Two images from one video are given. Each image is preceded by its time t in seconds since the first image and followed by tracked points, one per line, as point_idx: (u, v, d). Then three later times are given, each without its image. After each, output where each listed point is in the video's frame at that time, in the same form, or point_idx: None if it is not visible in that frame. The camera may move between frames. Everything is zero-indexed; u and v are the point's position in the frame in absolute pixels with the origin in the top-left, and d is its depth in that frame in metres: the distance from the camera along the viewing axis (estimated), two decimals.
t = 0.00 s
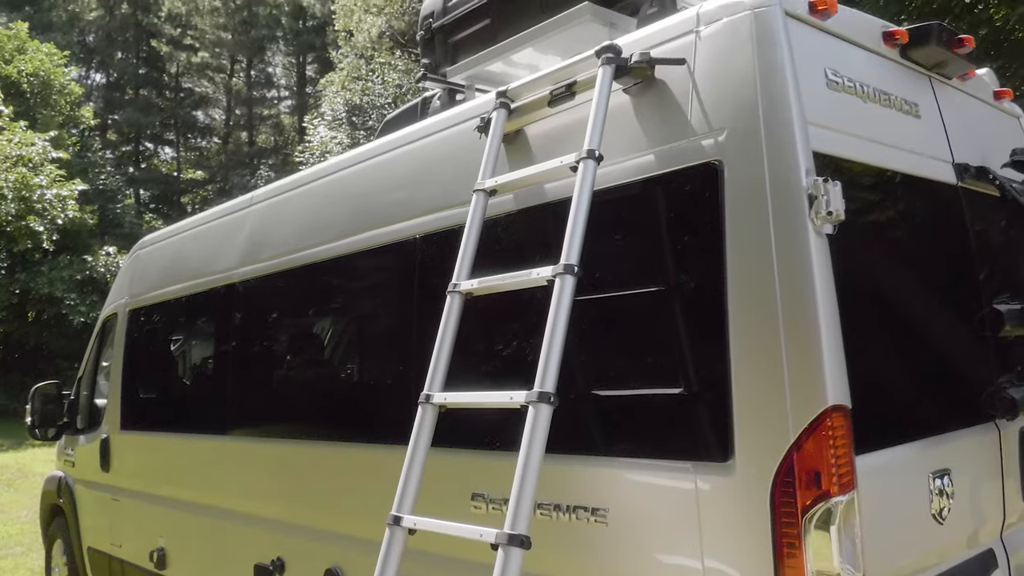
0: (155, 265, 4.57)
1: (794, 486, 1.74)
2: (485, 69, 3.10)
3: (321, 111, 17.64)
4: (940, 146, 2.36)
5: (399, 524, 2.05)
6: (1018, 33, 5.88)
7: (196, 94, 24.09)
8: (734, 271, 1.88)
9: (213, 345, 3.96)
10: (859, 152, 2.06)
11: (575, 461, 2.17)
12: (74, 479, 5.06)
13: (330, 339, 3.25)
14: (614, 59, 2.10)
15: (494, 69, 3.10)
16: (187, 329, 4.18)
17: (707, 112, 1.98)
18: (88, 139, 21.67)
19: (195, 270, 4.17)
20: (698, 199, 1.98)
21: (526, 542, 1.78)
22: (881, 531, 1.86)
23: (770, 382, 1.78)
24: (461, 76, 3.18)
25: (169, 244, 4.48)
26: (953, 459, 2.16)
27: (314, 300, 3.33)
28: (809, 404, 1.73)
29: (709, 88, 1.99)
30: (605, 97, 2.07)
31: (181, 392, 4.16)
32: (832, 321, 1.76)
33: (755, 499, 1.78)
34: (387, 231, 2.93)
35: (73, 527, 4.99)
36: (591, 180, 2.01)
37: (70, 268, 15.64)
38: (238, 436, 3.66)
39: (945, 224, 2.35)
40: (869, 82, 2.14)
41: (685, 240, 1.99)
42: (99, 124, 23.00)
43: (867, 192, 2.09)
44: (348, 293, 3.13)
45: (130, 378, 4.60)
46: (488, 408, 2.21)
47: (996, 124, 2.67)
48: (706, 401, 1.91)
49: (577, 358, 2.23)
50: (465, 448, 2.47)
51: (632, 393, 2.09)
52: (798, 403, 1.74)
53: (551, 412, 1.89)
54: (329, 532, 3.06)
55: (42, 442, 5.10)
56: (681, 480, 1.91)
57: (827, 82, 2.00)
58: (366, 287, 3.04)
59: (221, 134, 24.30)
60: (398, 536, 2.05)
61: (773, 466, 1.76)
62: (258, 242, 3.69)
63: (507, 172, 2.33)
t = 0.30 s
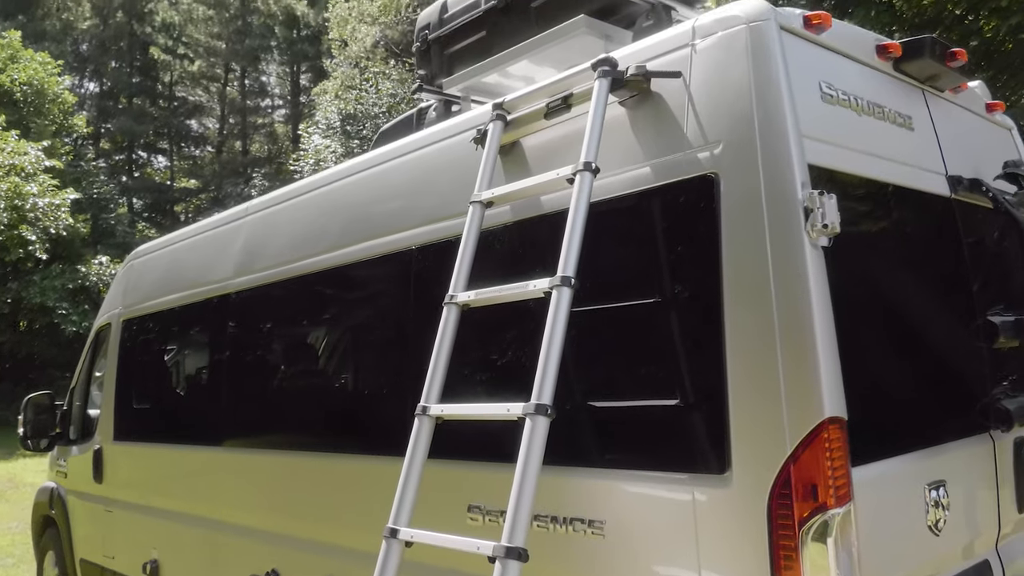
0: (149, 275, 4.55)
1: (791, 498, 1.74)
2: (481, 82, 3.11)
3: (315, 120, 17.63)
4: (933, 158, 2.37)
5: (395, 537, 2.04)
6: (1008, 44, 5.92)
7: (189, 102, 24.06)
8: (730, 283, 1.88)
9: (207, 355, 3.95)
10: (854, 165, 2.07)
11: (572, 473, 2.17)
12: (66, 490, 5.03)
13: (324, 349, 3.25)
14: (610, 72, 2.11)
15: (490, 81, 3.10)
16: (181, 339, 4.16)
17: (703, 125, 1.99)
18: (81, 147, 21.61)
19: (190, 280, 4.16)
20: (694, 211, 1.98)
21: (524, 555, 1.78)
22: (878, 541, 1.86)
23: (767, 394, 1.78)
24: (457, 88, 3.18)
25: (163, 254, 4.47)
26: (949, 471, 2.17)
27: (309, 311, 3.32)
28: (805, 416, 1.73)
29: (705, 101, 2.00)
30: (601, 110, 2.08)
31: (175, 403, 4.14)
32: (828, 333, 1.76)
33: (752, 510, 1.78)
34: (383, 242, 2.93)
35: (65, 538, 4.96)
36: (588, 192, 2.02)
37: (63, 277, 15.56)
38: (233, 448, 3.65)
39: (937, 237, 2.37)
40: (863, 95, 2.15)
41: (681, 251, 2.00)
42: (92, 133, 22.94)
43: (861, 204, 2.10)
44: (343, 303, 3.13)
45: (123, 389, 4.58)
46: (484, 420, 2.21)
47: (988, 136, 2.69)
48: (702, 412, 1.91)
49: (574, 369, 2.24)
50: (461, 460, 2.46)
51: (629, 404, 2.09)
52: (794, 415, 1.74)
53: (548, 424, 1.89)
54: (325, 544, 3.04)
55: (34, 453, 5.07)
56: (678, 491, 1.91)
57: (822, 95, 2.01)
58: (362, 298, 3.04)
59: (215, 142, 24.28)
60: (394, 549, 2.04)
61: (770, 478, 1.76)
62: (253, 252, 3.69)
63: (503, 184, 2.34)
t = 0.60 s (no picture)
0: (143, 286, 4.54)
1: (788, 511, 1.75)
2: (477, 94, 3.11)
3: (309, 129, 17.63)
4: (927, 172, 2.39)
5: (392, 550, 2.03)
6: (998, 56, 5.95)
7: (183, 112, 24.05)
8: (727, 294, 1.89)
9: (202, 367, 3.93)
10: (849, 178, 2.08)
11: (569, 486, 2.17)
12: (59, 502, 5.00)
13: (319, 359, 3.25)
14: (607, 86, 2.12)
15: (486, 93, 3.11)
16: (176, 351, 4.15)
17: (699, 138, 2.00)
18: (74, 157, 21.55)
19: (184, 291, 4.15)
20: (690, 224, 1.99)
21: (521, 569, 1.77)
22: (875, 555, 1.87)
23: (764, 407, 1.79)
24: (453, 100, 3.19)
25: (157, 265, 4.46)
26: (945, 483, 2.18)
27: (305, 322, 3.32)
28: (802, 430, 1.73)
29: (701, 115, 2.01)
30: (597, 124, 2.09)
31: (169, 414, 4.13)
32: (825, 347, 1.77)
33: (750, 523, 1.78)
34: (379, 253, 2.93)
35: (57, 551, 4.93)
36: (584, 205, 2.03)
37: (55, 287, 15.50)
38: (227, 460, 3.63)
39: (930, 251, 2.37)
40: (858, 109, 2.17)
41: (679, 264, 2.01)
42: (85, 142, 22.91)
43: (857, 218, 2.11)
44: (338, 315, 3.13)
45: (116, 400, 4.55)
46: (481, 433, 2.21)
47: (981, 150, 2.71)
48: (699, 426, 1.92)
49: (571, 382, 2.24)
50: (458, 472, 2.46)
51: (625, 417, 2.09)
52: (791, 428, 1.75)
53: (546, 437, 1.89)
54: (320, 558, 3.03)
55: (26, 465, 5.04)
56: (676, 504, 1.92)
57: (817, 110, 2.03)
58: (357, 310, 3.03)
59: (208, 152, 24.24)
60: (392, 563, 2.03)
61: (768, 491, 1.76)
62: (248, 263, 3.68)
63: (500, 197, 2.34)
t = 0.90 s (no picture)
0: (139, 295, 4.53)
1: (786, 522, 1.75)
2: (474, 104, 3.12)
3: (305, 138, 17.64)
4: (923, 183, 2.40)
5: (390, 562, 2.03)
6: (991, 66, 5.99)
7: (179, 120, 24.05)
8: (725, 305, 1.89)
9: (198, 376, 3.92)
10: (845, 190, 2.09)
11: (567, 496, 2.17)
12: (53, 512, 4.98)
13: (315, 369, 3.24)
14: (604, 98, 2.13)
15: (484, 104, 3.12)
16: (172, 360, 4.14)
17: (697, 150, 2.01)
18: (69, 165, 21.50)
19: (181, 301, 4.14)
20: (687, 235, 2.00)
21: None
22: (873, 566, 1.87)
23: (762, 418, 1.79)
24: (451, 111, 3.19)
25: (153, 274, 4.45)
26: (942, 494, 2.18)
27: (301, 332, 3.31)
28: (801, 442, 1.74)
29: (699, 127, 2.02)
30: (595, 135, 2.10)
31: (164, 424, 4.11)
32: (823, 358, 1.77)
33: (748, 535, 1.78)
34: (377, 264, 2.93)
35: (51, 562, 4.90)
36: (583, 217, 2.03)
37: (49, 296, 15.45)
38: (223, 470, 3.62)
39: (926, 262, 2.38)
40: (854, 121, 2.18)
41: (677, 275, 2.01)
42: (80, 150, 22.87)
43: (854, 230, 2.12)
44: (335, 325, 3.12)
45: (111, 410, 4.54)
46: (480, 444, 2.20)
47: (976, 161, 2.73)
48: (697, 437, 1.92)
49: (569, 392, 2.24)
50: (455, 483, 2.45)
51: (623, 428, 2.09)
52: (789, 440, 1.75)
53: (544, 448, 1.89)
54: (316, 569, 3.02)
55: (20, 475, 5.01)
56: (674, 515, 1.91)
57: (813, 122, 2.04)
58: (354, 320, 3.03)
59: (204, 160, 24.24)
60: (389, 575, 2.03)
61: (766, 503, 1.76)
62: (245, 273, 3.68)
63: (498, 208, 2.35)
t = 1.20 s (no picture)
0: (135, 305, 4.52)
1: (786, 533, 1.75)
2: (472, 115, 3.13)
3: (301, 146, 17.67)
4: (919, 194, 2.42)
5: (388, 572, 2.02)
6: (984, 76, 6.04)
7: (174, 129, 24.06)
8: (723, 315, 1.90)
9: (194, 386, 3.91)
10: (842, 201, 2.10)
11: (566, 507, 2.17)
12: (47, 523, 4.96)
13: (312, 378, 3.24)
14: (602, 109, 2.14)
15: (482, 114, 3.13)
16: (168, 370, 4.13)
17: (695, 161, 2.02)
18: (64, 173, 21.47)
19: (177, 310, 4.14)
20: (685, 245, 2.01)
21: None
22: None
23: (760, 428, 1.80)
24: (449, 121, 3.20)
25: (150, 284, 4.44)
26: (940, 504, 2.18)
27: (298, 342, 3.31)
28: (800, 452, 1.74)
29: (697, 138, 2.03)
30: (594, 146, 2.10)
31: (160, 434, 4.10)
32: (820, 368, 1.78)
33: (747, 546, 1.78)
34: (374, 274, 2.93)
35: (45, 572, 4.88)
36: (581, 228, 2.03)
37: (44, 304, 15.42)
38: (219, 480, 3.61)
39: (922, 272, 2.38)
40: (850, 132, 2.19)
41: (675, 285, 2.02)
42: (76, 158, 22.86)
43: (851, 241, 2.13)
44: (333, 335, 3.12)
45: (107, 420, 4.52)
46: (477, 455, 2.20)
47: (971, 172, 2.75)
48: (696, 447, 1.92)
49: (566, 402, 2.24)
50: (453, 494, 2.45)
51: (621, 438, 2.09)
52: (788, 450, 1.75)
53: (543, 459, 1.89)
54: None
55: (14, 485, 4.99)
56: (674, 525, 1.91)
57: (810, 133, 2.05)
58: (351, 330, 3.03)
59: (200, 168, 24.25)
60: None
61: (766, 514, 1.76)
62: (242, 282, 3.67)
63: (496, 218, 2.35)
